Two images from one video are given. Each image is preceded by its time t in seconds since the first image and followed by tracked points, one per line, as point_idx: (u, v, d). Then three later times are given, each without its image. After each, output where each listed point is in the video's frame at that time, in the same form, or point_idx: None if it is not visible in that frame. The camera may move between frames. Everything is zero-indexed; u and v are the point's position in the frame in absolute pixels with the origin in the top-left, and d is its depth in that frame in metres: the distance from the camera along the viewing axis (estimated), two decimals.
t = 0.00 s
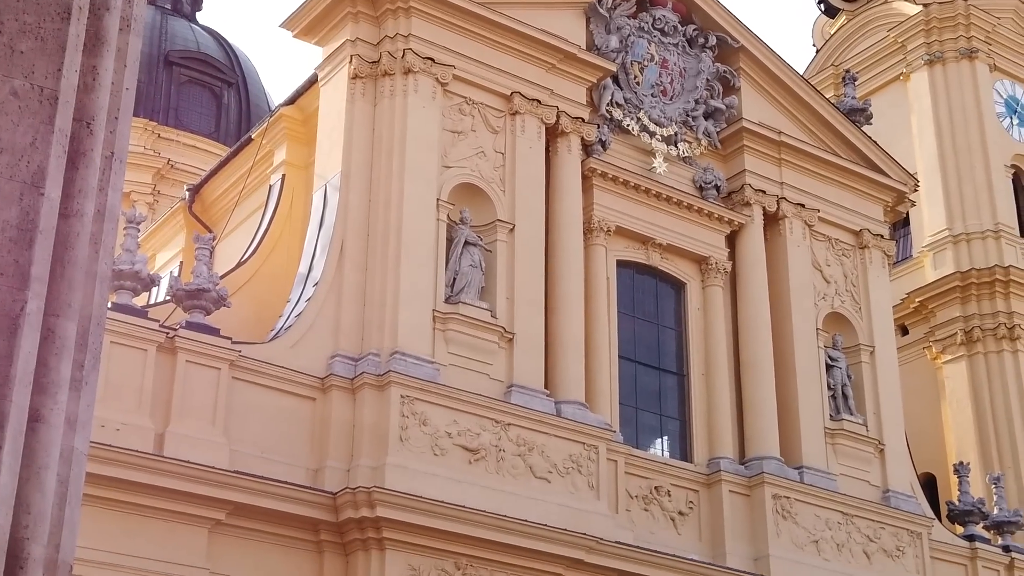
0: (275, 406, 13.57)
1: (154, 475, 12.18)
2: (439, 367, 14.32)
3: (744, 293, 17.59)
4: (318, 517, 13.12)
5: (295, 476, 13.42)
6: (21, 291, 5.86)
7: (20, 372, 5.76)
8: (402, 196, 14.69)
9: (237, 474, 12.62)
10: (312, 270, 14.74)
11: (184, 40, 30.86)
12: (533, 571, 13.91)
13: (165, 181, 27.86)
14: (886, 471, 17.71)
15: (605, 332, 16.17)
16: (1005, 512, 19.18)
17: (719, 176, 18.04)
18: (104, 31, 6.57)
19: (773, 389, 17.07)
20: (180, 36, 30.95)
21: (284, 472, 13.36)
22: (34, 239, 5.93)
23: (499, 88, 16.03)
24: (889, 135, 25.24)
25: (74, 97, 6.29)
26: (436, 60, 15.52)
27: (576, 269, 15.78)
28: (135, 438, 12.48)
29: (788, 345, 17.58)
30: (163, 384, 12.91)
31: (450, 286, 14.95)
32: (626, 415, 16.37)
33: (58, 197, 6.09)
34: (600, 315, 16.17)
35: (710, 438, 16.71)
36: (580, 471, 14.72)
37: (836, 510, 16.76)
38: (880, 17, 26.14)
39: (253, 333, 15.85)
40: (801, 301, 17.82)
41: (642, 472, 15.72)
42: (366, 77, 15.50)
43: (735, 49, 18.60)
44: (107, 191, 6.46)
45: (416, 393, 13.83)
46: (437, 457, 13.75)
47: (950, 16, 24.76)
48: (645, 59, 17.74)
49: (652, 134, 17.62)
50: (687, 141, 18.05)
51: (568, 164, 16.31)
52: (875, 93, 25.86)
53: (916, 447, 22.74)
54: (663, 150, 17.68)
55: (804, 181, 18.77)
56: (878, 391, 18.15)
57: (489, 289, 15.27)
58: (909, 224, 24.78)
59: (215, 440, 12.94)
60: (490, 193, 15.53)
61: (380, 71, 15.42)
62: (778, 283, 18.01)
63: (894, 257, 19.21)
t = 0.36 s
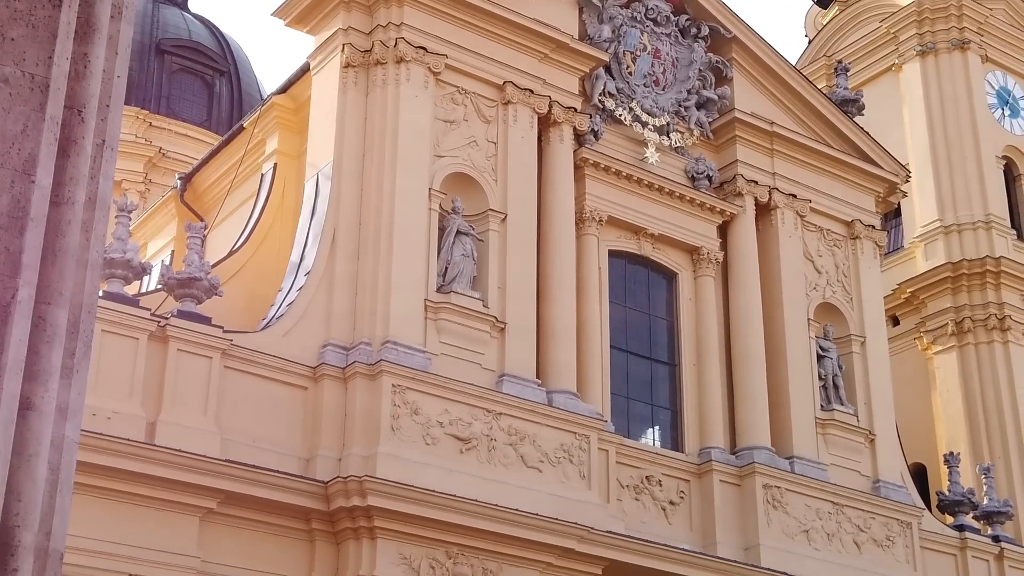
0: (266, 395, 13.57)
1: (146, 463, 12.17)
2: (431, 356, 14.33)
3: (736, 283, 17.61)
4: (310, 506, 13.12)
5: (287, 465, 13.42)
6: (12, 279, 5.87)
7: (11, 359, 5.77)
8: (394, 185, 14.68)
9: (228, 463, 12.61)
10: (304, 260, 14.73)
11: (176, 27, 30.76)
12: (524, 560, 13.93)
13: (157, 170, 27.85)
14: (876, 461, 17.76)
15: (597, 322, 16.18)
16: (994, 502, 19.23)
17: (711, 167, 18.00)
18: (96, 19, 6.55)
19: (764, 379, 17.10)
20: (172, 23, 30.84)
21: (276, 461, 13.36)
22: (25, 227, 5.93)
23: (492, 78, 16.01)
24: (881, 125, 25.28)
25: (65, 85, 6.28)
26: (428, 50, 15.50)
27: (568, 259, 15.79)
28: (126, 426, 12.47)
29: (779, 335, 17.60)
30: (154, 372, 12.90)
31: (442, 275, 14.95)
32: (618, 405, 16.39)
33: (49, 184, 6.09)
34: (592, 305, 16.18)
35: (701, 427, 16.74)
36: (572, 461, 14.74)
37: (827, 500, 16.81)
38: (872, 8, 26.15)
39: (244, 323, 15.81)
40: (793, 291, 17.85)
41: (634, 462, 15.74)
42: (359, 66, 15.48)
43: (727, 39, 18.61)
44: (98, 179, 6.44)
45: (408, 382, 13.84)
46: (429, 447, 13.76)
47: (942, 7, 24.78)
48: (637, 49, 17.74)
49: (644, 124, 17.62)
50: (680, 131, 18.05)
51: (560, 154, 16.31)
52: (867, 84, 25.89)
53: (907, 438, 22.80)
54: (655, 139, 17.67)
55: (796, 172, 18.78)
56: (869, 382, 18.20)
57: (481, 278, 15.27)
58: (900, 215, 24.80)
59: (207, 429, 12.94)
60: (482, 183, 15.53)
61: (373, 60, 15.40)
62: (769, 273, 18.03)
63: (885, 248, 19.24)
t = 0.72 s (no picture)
0: (258, 384, 13.56)
1: (137, 453, 12.15)
2: (423, 346, 14.33)
3: (727, 274, 17.62)
4: (302, 496, 13.12)
5: (278, 455, 13.43)
6: (4, 266, 5.89)
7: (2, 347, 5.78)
8: (386, 176, 14.67)
9: (220, 453, 12.61)
10: (296, 250, 14.72)
11: (168, 16, 30.43)
12: (516, 550, 13.95)
13: (148, 160, 27.98)
14: (867, 452, 17.80)
15: (589, 313, 16.19)
16: (985, 493, 19.29)
17: (703, 158, 18.02)
18: (87, 6, 6.54)
19: (756, 370, 17.12)
20: (164, 11, 30.56)
21: (267, 451, 13.36)
22: (16, 215, 5.95)
23: (485, 68, 15.99)
24: (873, 116, 25.30)
25: (56, 73, 6.28)
26: (421, 39, 15.47)
27: (560, 250, 15.79)
28: (118, 416, 12.47)
29: (771, 326, 17.62)
30: (146, 362, 12.88)
31: (434, 265, 14.94)
32: (609, 395, 16.41)
33: (41, 172, 6.11)
34: (584, 295, 16.18)
35: (693, 418, 16.76)
36: (563, 451, 14.75)
37: (818, 491, 16.84)
38: None
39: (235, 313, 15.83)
40: (785, 282, 17.87)
41: (625, 452, 15.76)
42: (351, 56, 15.46)
43: (720, 30, 18.60)
44: (90, 167, 6.43)
45: (400, 372, 13.84)
46: (421, 437, 13.76)
47: None
48: (630, 39, 17.73)
49: (637, 115, 17.61)
50: (672, 122, 18.04)
51: (553, 144, 16.30)
52: (860, 75, 25.91)
53: (897, 429, 22.87)
54: (647, 130, 17.67)
55: (788, 163, 18.79)
56: (860, 373, 18.23)
57: (473, 268, 15.26)
58: (892, 206, 24.83)
59: (199, 419, 12.93)
60: (475, 173, 15.52)
61: (365, 49, 15.37)
62: (761, 264, 18.05)
63: (877, 239, 19.26)
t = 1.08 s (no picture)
0: (249, 374, 13.55)
1: (128, 442, 12.15)
2: (415, 336, 14.33)
3: (719, 264, 17.64)
4: (293, 485, 13.12)
5: (270, 444, 13.43)
6: None
7: None
8: (378, 165, 14.65)
9: (211, 442, 12.60)
10: (288, 239, 14.71)
11: (160, 5, 30.31)
12: (507, 539, 13.96)
13: (139, 148, 28.03)
14: (858, 442, 17.84)
15: (580, 303, 16.20)
16: (974, 483, 19.33)
17: (695, 148, 17.99)
18: None
19: (747, 361, 17.14)
20: None
21: (258, 441, 13.36)
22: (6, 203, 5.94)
23: (477, 58, 15.98)
24: (865, 107, 25.33)
25: (47, 60, 6.27)
26: (413, 29, 15.44)
27: (551, 240, 15.80)
28: (109, 404, 12.46)
29: (763, 317, 17.64)
30: (137, 351, 12.87)
31: (426, 255, 14.94)
32: (600, 385, 16.42)
33: (32, 161, 6.11)
34: (575, 285, 16.20)
35: (684, 408, 16.78)
36: (554, 441, 14.76)
37: (808, 481, 16.87)
38: None
39: (227, 303, 15.84)
40: (776, 273, 17.90)
41: (616, 443, 15.78)
42: (343, 45, 15.41)
43: (712, 21, 18.60)
44: (81, 155, 6.42)
45: (392, 362, 13.83)
46: (412, 427, 13.76)
47: None
48: (622, 29, 17.74)
49: (629, 105, 17.61)
50: (665, 112, 18.05)
51: (545, 134, 16.31)
52: (852, 66, 25.92)
53: (888, 419, 22.93)
54: (640, 120, 17.66)
55: (779, 154, 18.80)
56: (851, 364, 18.27)
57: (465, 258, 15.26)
58: (883, 197, 24.85)
59: (190, 408, 12.92)
60: (467, 163, 15.51)
61: (357, 39, 15.34)
62: (752, 255, 18.06)
63: (868, 230, 19.29)
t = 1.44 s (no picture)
0: (240, 362, 13.54)
1: (119, 430, 12.14)
2: (407, 325, 14.33)
3: (711, 254, 17.65)
4: (284, 473, 13.12)
5: (261, 432, 13.43)
6: None
7: None
8: (371, 154, 14.64)
9: (203, 431, 12.60)
10: (280, 228, 14.70)
11: None
12: (498, 528, 13.98)
13: (131, 136, 27.91)
14: (849, 432, 17.89)
15: (572, 293, 16.22)
16: (965, 473, 19.43)
17: (688, 138, 18.00)
18: None
19: (739, 351, 17.16)
20: None
21: (250, 429, 13.36)
22: None
23: (470, 47, 15.96)
24: (857, 98, 25.35)
25: (38, 47, 6.26)
26: (406, 17, 15.42)
27: (543, 230, 15.80)
28: (100, 393, 12.44)
29: (754, 307, 17.67)
30: (128, 339, 12.86)
31: (418, 243, 14.94)
32: (592, 374, 16.44)
33: (23, 147, 6.10)
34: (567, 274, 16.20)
35: (675, 398, 16.81)
36: (546, 430, 14.78)
37: (799, 470, 16.91)
38: None
39: (219, 291, 15.85)
40: (768, 263, 17.91)
41: (608, 432, 15.80)
42: (336, 33, 15.40)
43: (705, 10, 18.60)
44: (72, 142, 6.40)
45: (384, 351, 13.84)
46: (404, 415, 13.77)
47: None
48: (615, 19, 17.72)
49: (621, 95, 17.61)
50: (657, 102, 18.04)
51: (538, 123, 16.31)
52: (845, 56, 25.92)
53: (879, 409, 22.97)
54: (632, 110, 17.66)
55: (771, 144, 18.80)
56: (842, 353, 18.30)
57: (457, 247, 15.26)
58: (875, 187, 24.87)
59: (182, 396, 12.92)
60: (459, 152, 15.50)
61: (350, 27, 15.32)
62: (744, 244, 18.08)
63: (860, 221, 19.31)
